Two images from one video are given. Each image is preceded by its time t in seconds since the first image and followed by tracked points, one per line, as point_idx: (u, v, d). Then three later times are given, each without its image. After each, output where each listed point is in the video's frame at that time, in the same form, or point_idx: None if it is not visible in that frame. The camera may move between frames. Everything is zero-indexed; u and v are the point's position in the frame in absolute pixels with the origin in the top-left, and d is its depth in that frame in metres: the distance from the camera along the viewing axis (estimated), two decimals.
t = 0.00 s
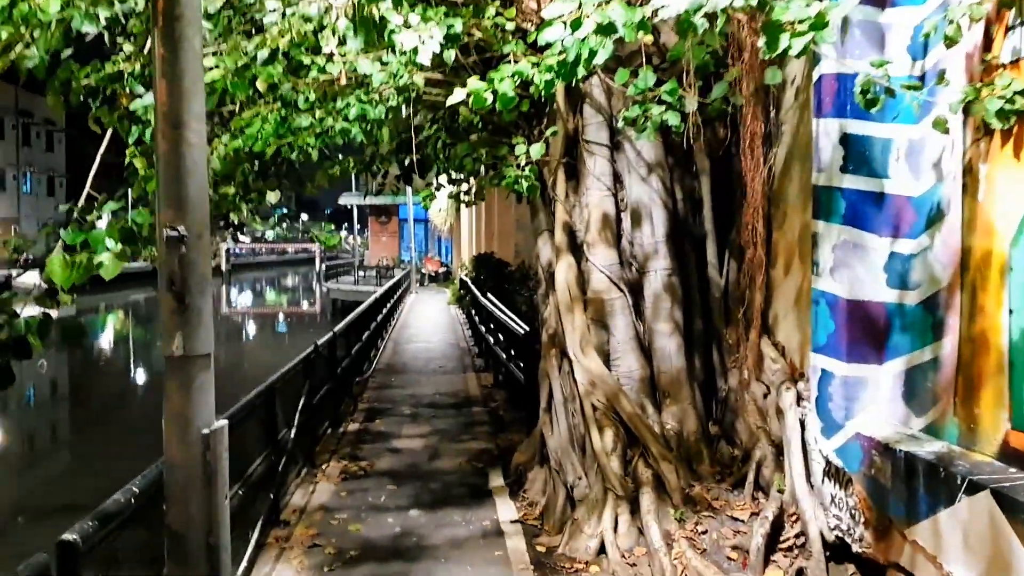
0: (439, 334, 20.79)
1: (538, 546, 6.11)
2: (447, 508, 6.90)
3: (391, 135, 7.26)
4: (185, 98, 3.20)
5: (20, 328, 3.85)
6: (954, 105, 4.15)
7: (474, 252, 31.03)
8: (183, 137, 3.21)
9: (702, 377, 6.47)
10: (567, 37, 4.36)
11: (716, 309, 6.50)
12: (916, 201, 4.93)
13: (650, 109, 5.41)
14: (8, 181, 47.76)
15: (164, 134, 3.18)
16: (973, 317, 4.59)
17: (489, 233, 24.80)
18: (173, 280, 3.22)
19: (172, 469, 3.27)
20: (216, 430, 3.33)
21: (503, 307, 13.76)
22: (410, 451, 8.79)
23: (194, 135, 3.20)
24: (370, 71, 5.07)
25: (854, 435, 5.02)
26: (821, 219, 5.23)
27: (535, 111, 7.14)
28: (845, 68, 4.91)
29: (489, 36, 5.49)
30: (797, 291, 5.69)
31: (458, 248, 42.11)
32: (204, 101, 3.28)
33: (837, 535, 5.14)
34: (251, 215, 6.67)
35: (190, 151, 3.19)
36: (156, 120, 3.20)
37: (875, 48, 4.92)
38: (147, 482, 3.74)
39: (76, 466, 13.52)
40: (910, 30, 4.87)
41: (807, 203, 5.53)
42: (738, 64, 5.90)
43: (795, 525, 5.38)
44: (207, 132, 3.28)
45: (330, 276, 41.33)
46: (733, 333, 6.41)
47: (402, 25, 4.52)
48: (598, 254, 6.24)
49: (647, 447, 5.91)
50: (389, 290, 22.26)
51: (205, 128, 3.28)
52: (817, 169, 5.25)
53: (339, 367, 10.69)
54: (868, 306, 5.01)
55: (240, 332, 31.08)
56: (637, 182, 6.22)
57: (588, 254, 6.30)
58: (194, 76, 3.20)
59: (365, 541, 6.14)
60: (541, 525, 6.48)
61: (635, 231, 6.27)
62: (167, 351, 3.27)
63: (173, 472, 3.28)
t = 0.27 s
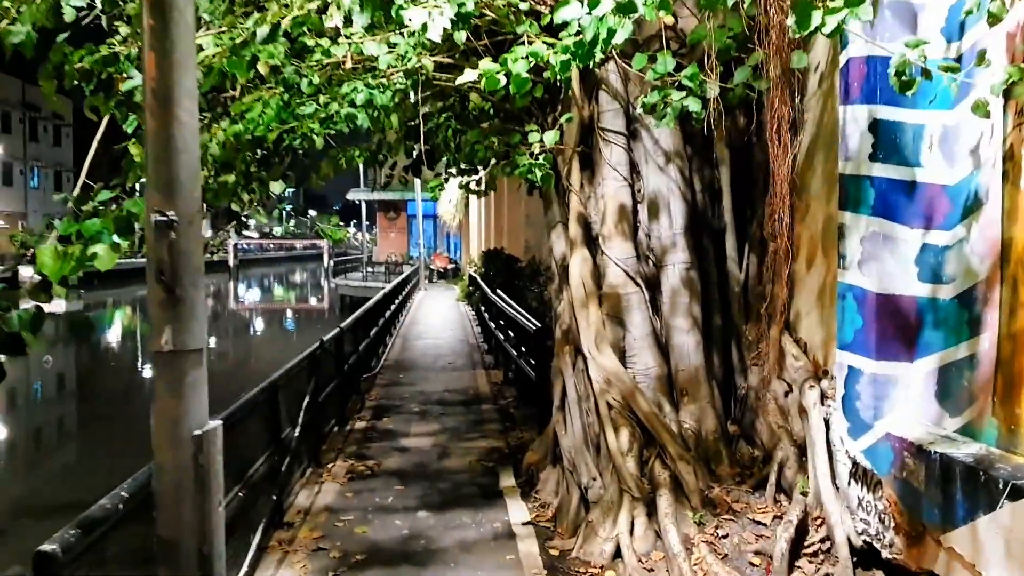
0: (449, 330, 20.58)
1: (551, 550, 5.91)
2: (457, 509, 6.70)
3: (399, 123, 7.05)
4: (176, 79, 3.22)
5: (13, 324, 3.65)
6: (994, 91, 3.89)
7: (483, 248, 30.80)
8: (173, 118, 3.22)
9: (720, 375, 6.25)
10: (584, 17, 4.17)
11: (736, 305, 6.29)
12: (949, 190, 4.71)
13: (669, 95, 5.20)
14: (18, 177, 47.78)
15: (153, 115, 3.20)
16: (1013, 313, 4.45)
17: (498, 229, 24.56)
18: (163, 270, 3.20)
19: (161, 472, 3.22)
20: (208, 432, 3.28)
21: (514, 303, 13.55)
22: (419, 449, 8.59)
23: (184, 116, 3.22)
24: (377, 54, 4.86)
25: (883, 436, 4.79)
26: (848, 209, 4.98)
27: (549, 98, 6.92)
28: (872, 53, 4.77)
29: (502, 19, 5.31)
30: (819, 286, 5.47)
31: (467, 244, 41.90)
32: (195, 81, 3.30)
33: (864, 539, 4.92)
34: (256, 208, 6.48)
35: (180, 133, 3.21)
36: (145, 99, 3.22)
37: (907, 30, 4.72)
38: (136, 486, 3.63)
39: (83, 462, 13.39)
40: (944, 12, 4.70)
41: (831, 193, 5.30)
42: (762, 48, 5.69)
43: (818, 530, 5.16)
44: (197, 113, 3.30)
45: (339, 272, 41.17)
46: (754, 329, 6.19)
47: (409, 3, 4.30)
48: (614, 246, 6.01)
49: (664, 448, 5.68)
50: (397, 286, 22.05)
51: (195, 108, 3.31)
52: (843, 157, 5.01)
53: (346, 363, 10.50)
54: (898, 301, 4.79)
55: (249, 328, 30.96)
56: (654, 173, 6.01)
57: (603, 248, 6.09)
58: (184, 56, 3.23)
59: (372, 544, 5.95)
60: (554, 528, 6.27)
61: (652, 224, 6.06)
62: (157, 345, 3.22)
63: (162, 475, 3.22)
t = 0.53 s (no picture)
0: (453, 325, 20.30)
1: (565, 558, 5.63)
2: (466, 513, 6.43)
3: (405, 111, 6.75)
4: (167, 51, 2.93)
5: None
6: None
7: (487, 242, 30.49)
8: (165, 94, 2.94)
9: (741, 374, 5.97)
10: None
11: (757, 300, 6.00)
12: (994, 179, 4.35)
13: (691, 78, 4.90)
14: (19, 170, 47.55)
15: (143, 92, 2.92)
16: None
17: (503, 222, 24.26)
18: (151, 263, 2.91)
19: (150, 485, 2.97)
20: (202, 442, 3.01)
21: (520, 297, 13.28)
22: (425, 449, 8.32)
23: (176, 92, 2.94)
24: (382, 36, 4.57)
25: (919, 440, 4.51)
26: (881, 199, 4.71)
27: (561, 85, 6.64)
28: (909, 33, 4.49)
29: None
30: (847, 280, 5.17)
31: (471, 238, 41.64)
32: (188, 54, 3.01)
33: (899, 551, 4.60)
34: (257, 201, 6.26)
35: (172, 113, 2.93)
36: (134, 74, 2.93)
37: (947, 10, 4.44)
38: (125, 498, 3.34)
39: (83, 458, 13.15)
40: None
41: (862, 180, 4.97)
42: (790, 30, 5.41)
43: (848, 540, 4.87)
44: (190, 89, 3.01)
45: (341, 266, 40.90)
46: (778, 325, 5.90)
47: None
48: (631, 240, 5.73)
49: (683, 451, 5.41)
50: (401, 280, 21.77)
51: (188, 84, 3.02)
52: (875, 143, 4.76)
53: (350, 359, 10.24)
54: (936, 297, 4.49)
55: (252, 322, 30.74)
56: (673, 161, 5.71)
57: (620, 241, 5.80)
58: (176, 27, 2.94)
59: (377, 552, 5.67)
60: (568, 534, 5.99)
61: (671, 216, 5.77)
62: (146, 347, 2.94)
63: (151, 489, 2.98)
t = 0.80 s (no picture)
0: (454, 318, 20.06)
1: (574, 565, 5.40)
2: (469, 516, 6.19)
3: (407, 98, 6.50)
4: (146, 28, 2.75)
5: None
6: None
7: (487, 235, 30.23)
8: (145, 74, 2.75)
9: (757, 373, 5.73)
10: None
11: (774, 296, 5.77)
12: None
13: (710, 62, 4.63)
14: (17, 161, 47.26)
15: (120, 73, 2.74)
16: None
17: (504, 214, 24.01)
18: (131, 261, 2.74)
19: (132, 502, 2.77)
20: (187, 454, 2.81)
21: (522, 291, 13.05)
22: (426, 448, 8.10)
23: (155, 72, 2.76)
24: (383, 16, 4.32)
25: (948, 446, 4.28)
26: (910, 191, 4.49)
27: (569, 72, 6.40)
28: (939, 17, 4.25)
29: None
30: (869, 276, 4.93)
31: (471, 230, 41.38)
32: (169, 32, 2.83)
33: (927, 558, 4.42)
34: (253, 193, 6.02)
35: (152, 96, 2.75)
36: (111, 54, 2.76)
37: None
38: (107, 512, 3.13)
39: (79, 452, 12.92)
40: None
41: (887, 170, 4.74)
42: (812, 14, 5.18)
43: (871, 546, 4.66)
44: (173, 68, 2.83)
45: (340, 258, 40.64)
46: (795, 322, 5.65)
47: None
48: (643, 233, 5.49)
49: (698, 454, 5.18)
50: (401, 272, 21.53)
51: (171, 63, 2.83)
52: (905, 132, 4.53)
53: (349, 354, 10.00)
54: (970, 293, 4.23)
55: (251, 314, 30.51)
56: (688, 151, 5.48)
57: (631, 235, 5.56)
58: (156, 2, 2.76)
59: (377, 557, 5.44)
60: (577, 539, 5.76)
61: (684, 208, 5.53)
62: (125, 353, 2.76)
63: (133, 505, 2.78)
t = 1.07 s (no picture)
0: (454, 313, 19.79)
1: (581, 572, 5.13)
2: (471, 519, 5.92)
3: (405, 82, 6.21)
4: None
5: None
6: None
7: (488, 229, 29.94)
8: (110, 41, 2.51)
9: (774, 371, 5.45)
10: None
11: (791, 290, 5.49)
12: None
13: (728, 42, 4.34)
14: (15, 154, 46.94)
15: (83, 38, 2.49)
16: None
17: (505, 208, 23.73)
18: (95, 248, 2.46)
19: (99, 519, 2.48)
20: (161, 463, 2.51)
21: (524, 285, 12.78)
22: (426, 447, 7.82)
23: (123, 38, 2.52)
24: None
25: (986, 451, 3.96)
26: (940, 180, 4.21)
27: (575, 54, 6.11)
28: None
29: None
30: (894, 268, 4.64)
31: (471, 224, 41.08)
32: None
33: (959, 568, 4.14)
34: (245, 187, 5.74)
35: (120, 64, 2.50)
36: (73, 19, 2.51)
37: None
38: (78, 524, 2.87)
39: (73, 448, 12.66)
40: None
41: (912, 157, 4.46)
42: None
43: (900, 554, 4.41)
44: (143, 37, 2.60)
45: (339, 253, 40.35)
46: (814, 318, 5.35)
47: None
48: (654, 224, 5.22)
49: (713, 457, 4.91)
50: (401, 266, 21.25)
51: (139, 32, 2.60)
52: (933, 117, 4.25)
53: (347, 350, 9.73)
54: (1008, 287, 3.85)
55: (251, 309, 30.26)
56: (701, 137, 5.20)
57: (642, 225, 5.28)
58: None
59: (374, 564, 5.17)
60: (584, 544, 5.49)
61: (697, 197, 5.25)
62: (90, 351, 2.47)
63: (100, 523, 2.48)
